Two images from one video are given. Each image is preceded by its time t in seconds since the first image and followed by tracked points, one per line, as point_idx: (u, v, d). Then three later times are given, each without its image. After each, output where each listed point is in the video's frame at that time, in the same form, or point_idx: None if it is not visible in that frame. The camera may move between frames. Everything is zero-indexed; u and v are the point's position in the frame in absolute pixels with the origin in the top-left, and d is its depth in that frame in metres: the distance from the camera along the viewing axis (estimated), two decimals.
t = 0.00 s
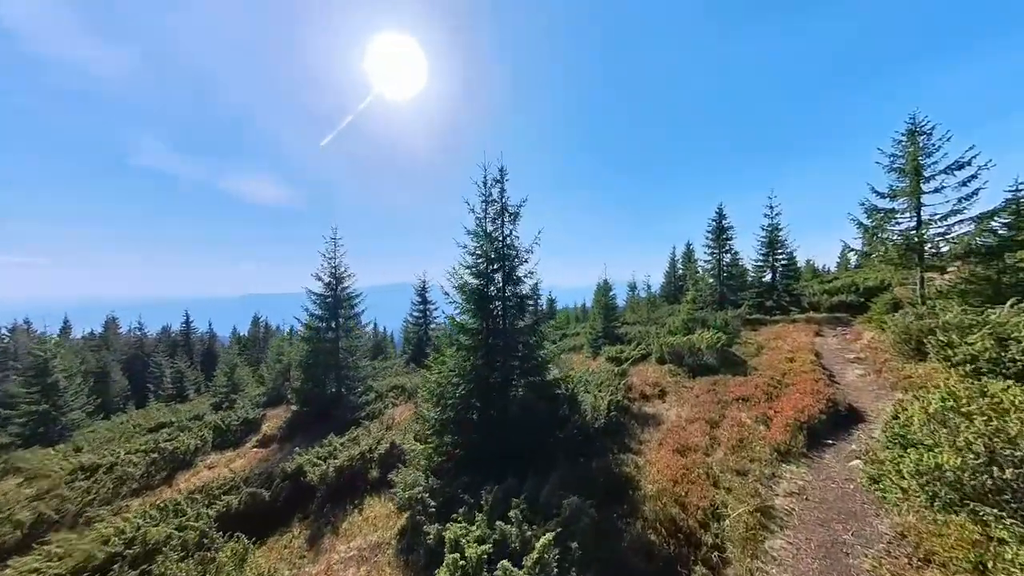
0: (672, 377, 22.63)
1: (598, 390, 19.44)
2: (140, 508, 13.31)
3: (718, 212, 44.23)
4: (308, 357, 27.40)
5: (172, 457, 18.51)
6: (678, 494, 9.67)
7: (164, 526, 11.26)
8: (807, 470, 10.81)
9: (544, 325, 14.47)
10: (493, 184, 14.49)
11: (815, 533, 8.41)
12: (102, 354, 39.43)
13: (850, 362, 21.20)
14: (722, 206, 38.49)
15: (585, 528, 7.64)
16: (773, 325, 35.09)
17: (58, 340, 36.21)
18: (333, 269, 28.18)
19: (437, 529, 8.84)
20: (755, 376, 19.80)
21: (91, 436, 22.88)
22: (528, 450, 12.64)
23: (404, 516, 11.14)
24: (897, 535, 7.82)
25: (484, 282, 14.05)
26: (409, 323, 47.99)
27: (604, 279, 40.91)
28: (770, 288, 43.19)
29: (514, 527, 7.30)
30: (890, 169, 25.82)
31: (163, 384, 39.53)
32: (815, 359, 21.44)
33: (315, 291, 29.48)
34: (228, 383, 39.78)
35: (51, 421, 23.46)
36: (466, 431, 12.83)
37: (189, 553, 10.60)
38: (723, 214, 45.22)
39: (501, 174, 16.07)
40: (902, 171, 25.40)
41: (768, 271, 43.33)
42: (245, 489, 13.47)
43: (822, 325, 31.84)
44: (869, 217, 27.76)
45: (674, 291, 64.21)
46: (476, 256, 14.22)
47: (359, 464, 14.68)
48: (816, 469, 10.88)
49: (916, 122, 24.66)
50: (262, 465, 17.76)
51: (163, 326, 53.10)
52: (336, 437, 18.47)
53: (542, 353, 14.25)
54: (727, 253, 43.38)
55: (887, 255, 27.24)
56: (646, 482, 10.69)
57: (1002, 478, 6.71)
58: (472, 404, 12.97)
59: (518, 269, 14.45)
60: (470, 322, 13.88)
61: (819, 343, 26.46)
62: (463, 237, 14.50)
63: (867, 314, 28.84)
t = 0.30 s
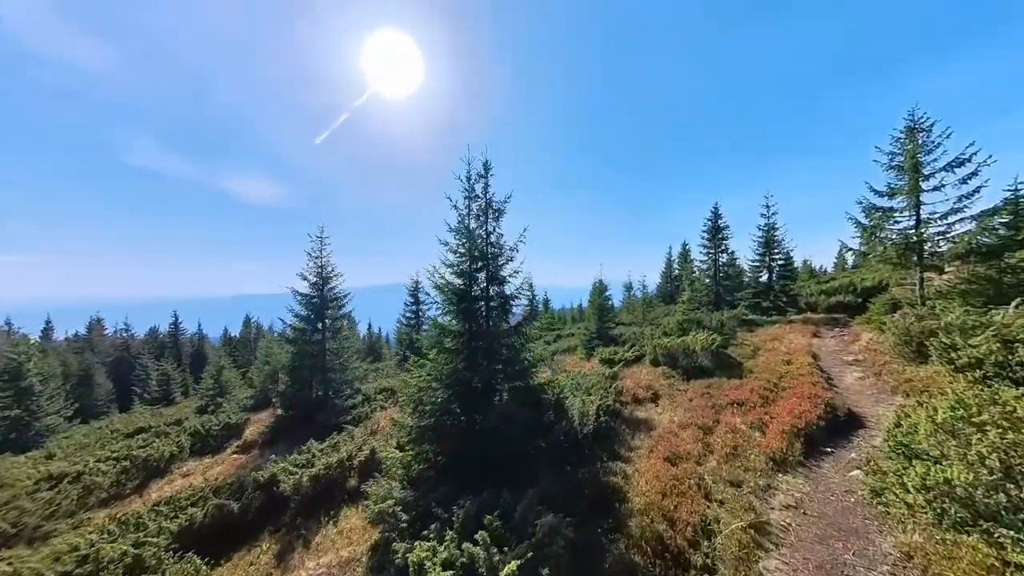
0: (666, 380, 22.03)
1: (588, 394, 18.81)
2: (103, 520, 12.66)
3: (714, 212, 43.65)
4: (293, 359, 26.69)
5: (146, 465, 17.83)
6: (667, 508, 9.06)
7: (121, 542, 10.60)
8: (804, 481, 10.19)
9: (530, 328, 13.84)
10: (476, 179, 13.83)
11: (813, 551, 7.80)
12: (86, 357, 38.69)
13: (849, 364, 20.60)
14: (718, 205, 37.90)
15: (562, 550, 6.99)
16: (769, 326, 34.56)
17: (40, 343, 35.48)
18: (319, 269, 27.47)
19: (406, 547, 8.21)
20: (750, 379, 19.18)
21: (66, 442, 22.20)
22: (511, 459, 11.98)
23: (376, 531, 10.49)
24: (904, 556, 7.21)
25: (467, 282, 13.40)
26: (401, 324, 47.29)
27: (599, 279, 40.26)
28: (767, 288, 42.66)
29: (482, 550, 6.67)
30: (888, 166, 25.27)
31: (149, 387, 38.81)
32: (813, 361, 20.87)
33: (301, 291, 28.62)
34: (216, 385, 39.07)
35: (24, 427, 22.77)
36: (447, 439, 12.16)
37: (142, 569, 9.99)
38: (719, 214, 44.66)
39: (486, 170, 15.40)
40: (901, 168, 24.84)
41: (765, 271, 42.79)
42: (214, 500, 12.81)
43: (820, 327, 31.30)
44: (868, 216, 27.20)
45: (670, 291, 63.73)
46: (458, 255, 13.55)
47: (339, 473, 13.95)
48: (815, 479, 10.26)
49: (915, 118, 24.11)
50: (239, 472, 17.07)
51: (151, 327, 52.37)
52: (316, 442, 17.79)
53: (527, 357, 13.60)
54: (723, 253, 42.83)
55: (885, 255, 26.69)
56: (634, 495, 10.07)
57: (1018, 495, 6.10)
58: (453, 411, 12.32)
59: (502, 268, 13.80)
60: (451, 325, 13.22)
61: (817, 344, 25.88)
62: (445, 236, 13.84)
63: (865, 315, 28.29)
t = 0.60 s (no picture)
0: (660, 385, 21.20)
1: (579, 400, 17.93)
2: (54, 541, 11.81)
3: (711, 211, 42.82)
4: (276, 363, 25.72)
5: (112, 477, 16.95)
6: (658, 534, 8.24)
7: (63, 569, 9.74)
8: (807, 500, 9.34)
9: (512, 332, 12.96)
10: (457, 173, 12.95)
11: None
12: (67, 360, 37.72)
13: (850, 368, 19.80)
14: (714, 204, 37.06)
15: None
16: (767, 328, 33.78)
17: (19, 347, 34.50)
18: (303, 269, 26.53)
19: None
20: (748, 384, 18.34)
21: (35, 451, 21.32)
22: (491, 473, 11.10)
23: (339, 555, 9.61)
24: None
25: (446, 282, 12.59)
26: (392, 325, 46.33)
27: (593, 280, 39.31)
28: (765, 289, 41.86)
29: None
30: (890, 163, 24.48)
31: (132, 390, 37.87)
32: (813, 365, 20.06)
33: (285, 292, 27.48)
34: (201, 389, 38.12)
35: None
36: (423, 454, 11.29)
37: None
38: (716, 213, 43.83)
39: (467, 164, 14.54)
40: (903, 165, 24.05)
41: (762, 272, 42.00)
42: (173, 518, 11.95)
43: (819, 328, 30.53)
44: (868, 215, 26.42)
45: (667, 292, 62.92)
46: (437, 254, 12.70)
47: (311, 487, 12.97)
48: (819, 497, 9.44)
49: (918, 113, 23.33)
50: (210, 483, 16.13)
51: (138, 329, 51.35)
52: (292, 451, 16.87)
53: (510, 363, 12.73)
54: (720, 252, 42.01)
55: (887, 254, 25.91)
56: (622, 515, 9.25)
57: None
58: (429, 423, 11.44)
59: (483, 268, 13.01)
60: (427, 329, 12.34)
61: (816, 347, 25.07)
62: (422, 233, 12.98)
63: (866, 316, 27.50)
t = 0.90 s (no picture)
0: (653, 390, 20.31)
1: (567, 406, 17.05)
2: None
3: (708, 209, 41.92)
4: (257, 365, 24.53)
5: (71, 491, 16.04)
6: (644, 566, 7.33)
7: None
8: (811, 522, 8.42)
9: (489, 336, 12.10)
10: (434, 164, 12.13)
11: None
12: (45, 363, 36.57)
13: (851, 372, 18.96)
14: (711, 202, 36.13)
15: None
16: (764, 329, 32.95)
17: None
18: (285, 268, 25.47)
19: None
20: (744, 389, 17.45)
21: None
22: (463, 491, 10.16)
23: None
24: None
25: (418, 280, 11.76)
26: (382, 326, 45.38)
27: (589, 279, 38.18)
28: (761, 289, 41.02)
29: None
30: (892, 158, 23.67)
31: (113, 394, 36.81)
32: (813, 368, 19.20)
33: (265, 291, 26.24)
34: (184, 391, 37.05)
35: None
36: (386, 471, 10.33)
37: None
38: (712, 211, 42.95)
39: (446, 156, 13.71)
40: (906, 160, 23.24)
41: (759, 271, 41.17)
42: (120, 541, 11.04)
43: (817, 329, 29.71)
44: (868, 212, 25.61)
45: (663, 292, 62.13)
46: (409, 249, 11.82)
47: (278, 505, 11.86)
48: (823, 519, 8.54)
49: (921, 106, 22.52)
50: (173, 496, 15.12)
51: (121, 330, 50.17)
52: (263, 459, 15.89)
53: (487, 368, 11.83)
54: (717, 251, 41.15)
55: (888, 253, 25.10)
56: (605, 540, 8.35)
57: None
58: (396, 436, 10.51)
59: (459, 266, 12.18)
60: (396, 330, 11.40)
61: (815, 349, 24.24)
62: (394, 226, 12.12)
63: (866, 317, 26.68)
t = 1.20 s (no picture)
0: (643, 397, 19.46)
1: (550, 416, 16.17)
2: None
3: (703, 208, 41.12)
4: (232, 371, 23.31)
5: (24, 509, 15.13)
6: None
7: None
8: (807, 554, 7.57)
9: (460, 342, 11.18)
10: (403, 158, 11.21)
11: None
12: (21, 366, 35.53)
13: (850, 378, 18.11)
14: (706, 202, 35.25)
15: None
16: (759, 331, 32.17)
17: None
18: (264, 269, 24.04)
19: None
20: (737, 397, 16.59)
21: None
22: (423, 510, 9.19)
23: None
24: None
25: (384, 284, 10.87)
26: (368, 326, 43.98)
27: (581, 281, 37.28)
28: (757, 290, 40.23)
29: None
30: (890, 156, 22.91)
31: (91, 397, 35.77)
32: (809, 374, 18.38)
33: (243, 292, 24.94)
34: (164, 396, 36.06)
35: None
36: (343, 493, 9.30)
37: None
38: (707, 211, 42.17)
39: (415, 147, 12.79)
40: (906, 158, 22.49)
41: (754, 272, 40.38)
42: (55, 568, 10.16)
43: (814, 332, 28.94)
44: (866, 211, 24.84)
45: (658, 293, 61.41)
46: (374, 250, 10.91)
47: (237, 527, 10.84)
48: (820, 550, 7.70)
49: (922, 101, 21.79)
50: (128, 513, 14.17)
51: (104, 332, 49.09)
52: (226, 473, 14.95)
53: (456, 378, 10.95)
54: (712, 252, 40.36)
55: (886, 254, 24.31)
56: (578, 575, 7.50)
57: None
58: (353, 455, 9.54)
59: (428, 269, 11.35)
60: (359, 340, 10.58)
61: (812, 353, 23.44)
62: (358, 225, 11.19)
63: (864, 320, 25.89)
